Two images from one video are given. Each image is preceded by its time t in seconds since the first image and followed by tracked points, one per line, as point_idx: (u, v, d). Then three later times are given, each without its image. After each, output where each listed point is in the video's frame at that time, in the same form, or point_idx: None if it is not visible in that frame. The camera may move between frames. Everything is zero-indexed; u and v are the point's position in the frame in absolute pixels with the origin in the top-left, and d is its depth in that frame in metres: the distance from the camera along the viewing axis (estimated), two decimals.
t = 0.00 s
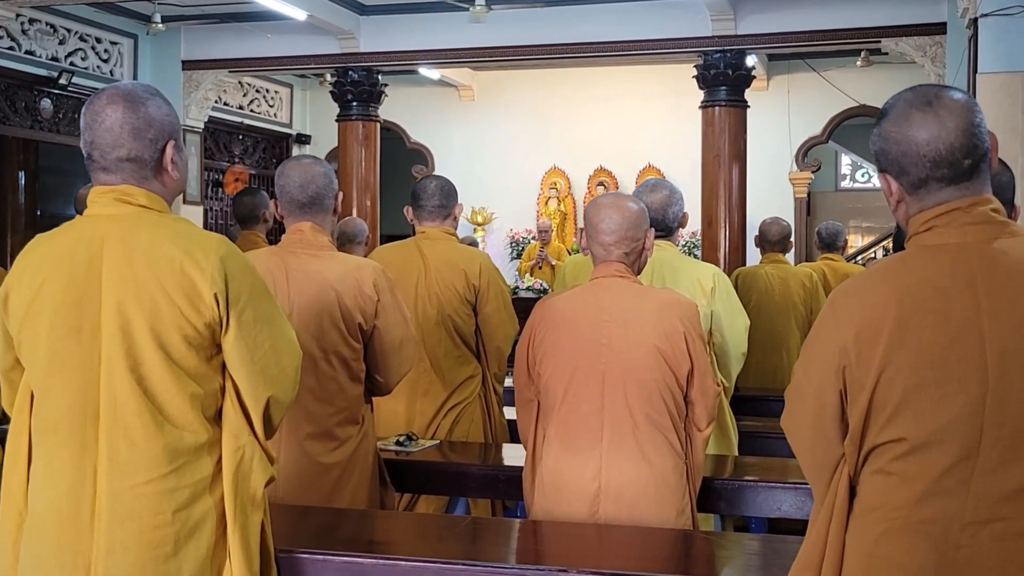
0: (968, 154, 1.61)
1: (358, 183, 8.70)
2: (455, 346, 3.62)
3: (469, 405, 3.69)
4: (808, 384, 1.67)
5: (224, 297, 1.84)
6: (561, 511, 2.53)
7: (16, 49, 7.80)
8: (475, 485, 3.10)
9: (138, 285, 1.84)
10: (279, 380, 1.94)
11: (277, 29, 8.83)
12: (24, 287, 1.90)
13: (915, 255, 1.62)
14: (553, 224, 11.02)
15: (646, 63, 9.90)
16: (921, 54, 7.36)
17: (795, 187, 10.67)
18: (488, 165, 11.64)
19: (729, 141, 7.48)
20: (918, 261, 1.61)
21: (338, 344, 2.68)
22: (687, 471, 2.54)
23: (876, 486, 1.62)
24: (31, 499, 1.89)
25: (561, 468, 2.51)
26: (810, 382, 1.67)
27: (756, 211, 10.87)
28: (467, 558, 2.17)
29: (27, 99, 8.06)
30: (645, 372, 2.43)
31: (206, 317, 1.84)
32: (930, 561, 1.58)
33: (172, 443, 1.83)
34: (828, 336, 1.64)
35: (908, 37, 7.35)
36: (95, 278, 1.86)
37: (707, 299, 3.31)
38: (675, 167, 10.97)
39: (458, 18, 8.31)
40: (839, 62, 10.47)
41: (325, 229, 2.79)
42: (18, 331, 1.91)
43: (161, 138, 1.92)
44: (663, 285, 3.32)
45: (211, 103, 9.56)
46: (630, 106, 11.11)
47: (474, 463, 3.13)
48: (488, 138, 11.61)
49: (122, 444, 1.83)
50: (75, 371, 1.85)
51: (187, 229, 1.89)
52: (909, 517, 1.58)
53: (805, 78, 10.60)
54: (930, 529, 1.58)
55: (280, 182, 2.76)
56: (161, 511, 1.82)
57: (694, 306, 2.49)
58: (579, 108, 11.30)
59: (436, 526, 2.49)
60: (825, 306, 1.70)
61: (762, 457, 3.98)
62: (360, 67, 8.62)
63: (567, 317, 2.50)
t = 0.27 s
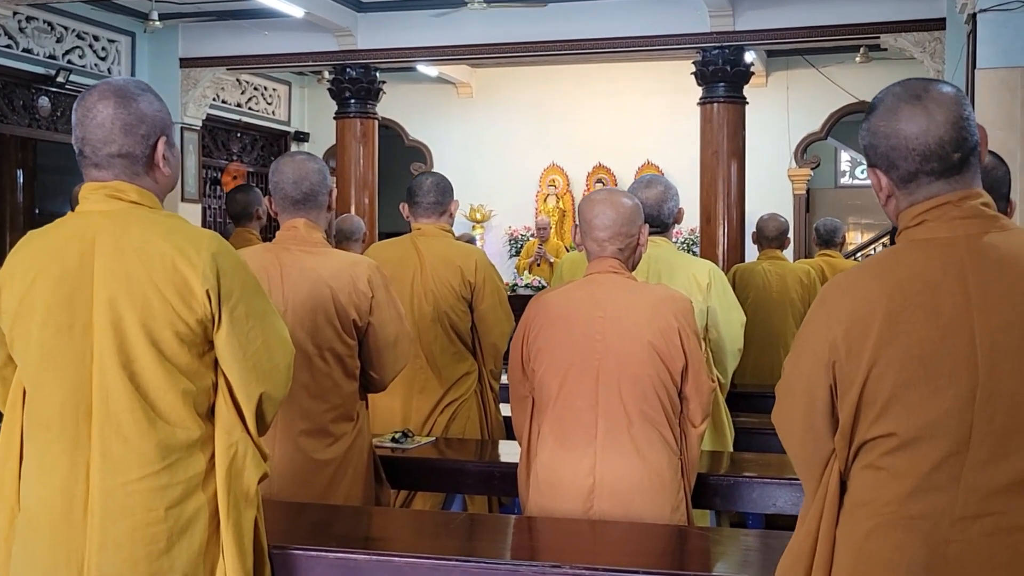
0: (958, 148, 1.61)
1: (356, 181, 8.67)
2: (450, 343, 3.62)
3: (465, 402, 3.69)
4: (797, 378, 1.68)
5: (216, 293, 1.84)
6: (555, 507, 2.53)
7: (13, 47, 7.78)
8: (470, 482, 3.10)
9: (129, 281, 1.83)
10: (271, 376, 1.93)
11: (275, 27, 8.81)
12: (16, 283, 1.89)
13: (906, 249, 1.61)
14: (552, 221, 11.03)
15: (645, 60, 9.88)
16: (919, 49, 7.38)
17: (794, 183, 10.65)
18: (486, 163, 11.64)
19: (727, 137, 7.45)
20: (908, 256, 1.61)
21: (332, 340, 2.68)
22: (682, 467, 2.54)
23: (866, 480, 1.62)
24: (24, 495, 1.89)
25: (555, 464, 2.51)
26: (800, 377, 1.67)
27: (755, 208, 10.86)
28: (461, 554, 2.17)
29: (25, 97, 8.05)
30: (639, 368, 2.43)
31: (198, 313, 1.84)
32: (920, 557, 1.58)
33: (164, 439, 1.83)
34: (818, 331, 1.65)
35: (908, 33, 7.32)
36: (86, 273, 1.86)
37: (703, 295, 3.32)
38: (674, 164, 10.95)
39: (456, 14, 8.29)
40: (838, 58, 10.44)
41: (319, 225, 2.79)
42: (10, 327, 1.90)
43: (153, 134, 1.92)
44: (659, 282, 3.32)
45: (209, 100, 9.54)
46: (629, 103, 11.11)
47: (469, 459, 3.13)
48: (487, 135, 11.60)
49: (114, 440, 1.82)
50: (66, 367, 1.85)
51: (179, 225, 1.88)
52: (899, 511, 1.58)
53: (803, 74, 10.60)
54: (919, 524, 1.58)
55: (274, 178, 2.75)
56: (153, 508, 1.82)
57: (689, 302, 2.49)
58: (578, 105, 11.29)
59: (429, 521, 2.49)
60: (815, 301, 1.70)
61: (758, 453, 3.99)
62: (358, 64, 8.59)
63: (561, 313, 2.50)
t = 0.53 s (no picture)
0: (953, 145, 1.60)
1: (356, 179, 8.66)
2: (449, 341, 3.62)
3: (464, 400, 3.69)
4: (793, 376, 1.68)
5: (211, 292, 1.84)
6: (552, 504, 2.53)
7: (14, 45, 7.78)
8: (468, 480, 3.10)
9: (124, 280, 1.83)
10: (267, 374, 1.93)
11: (275, 25, 8.79)
12: (11, 281, 1.89)
13: (902, 247, 1.61)
14: (552, 219, 11.02)
15: (645, 57, 9.87)
16: (920, 47, 7.36)
17: (795, 181, 10.63)
18: (487, 160, 11.64)
19: (728, 134, 7.43)
20: (904, 252, 1.60)
21: (330, 339, 2.67)
22: (679, 465, 2.53)
23: (861, 478, 1.62)
24: (20, 494, 1.89)
25: (553, 462, 2.51)
26: (796, 375, 1.67)
27: (756, 205, 10.85)
28: (458, 552, 2.17)
29: (25, 96, 8.06)
30: (636, 366, 2.42)
31: (193, 311, 1.84)
32: (915, 554, 1.57)
33: (159, 437, 1.83)
34: (813, 329, 1.64)
35: (908, 30, 7.31)
36: (81, 272, 1.85)
37: (702, 293, 3.33)
38: (675, 161, 10.94)
39: (456, 12, 8.29)
40: (839, 55, 10.43)
41: (317, 223, 2.79)
42: (5, 325, 1.90)
43: (149, 132, 1.91)
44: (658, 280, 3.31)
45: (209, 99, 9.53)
46: (630, 100, 11.09)
47: (467, 457, 3.12)
48: (488, 133, 11.60)
49: (109, 439, 1.82)
50: (61, 366, 1.85)
51: (174, 223, 1.88)
52: (894, 509, 1.58)
53: (804, 72, 10.59)
54: (915, 522, 1.57)
55: (271, 176, 2.75)
56: (149, 506, 1.81)
57: (686, 300, 2.48)
58: (578, 103, 11.27)
59: (426, 519, 2.49)
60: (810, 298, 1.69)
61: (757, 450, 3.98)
62: (358, 62, 8.58)
63: (558, 311, 2.49)
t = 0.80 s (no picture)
0: (948, 141, 1.60)
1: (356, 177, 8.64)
2: (447, 338, 3.61)
3: (462, 397, 3.69)
4: (787, 373, 1.68)
5: (207, 290, 1.83)
6: (549, 502, 2.53)
7: (12, 43, 7.78)
8: (465, 478, 3.10)
9: (119, 278, 1.83)
10: (263, 372, 1.93)
11: (274, 23, 8.78)
12: (6, 278, 1.89)
13: (897, 244, 1.61)
14: (552, 217, 11.02)
15: (644, 54, 9.86)
16: (919, 44, 7.25)
17: (794, 178, 10.62)
18: (486, 158, 11.63)
19: (727, 131, 7.41)
20: (898, 250, 1.60)
21: (327, 336, 2.67)
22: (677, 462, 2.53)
23: (855, 475, 1.62)
24: (15, 492, 1.88)
25: (549, 459, 2.51)
26: (790, 372, 1.67)
27: (755, 202, 10.84)
28: (454, 550, 2.17)
29: (23, 94, 8.06)
30: (633, 363, 2.42)
31: (189, 310, 1.84)
32: (909, 552, 1.57)
33: (155, 435, 1.83)
34: (807, 327, 1.64)
35: (907, 27, 7.29)
36: (76, 269, 1.85)
37: (700, 290, 3.32)
38: (675, 159, 10.94)
39: (455, 10, 8.28)
40: (838, 53, 10.43)
41: (314, 221, 2.79)
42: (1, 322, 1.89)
43: (143, 130, 1.91)
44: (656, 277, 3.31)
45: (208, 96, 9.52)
46: (630, 98, 11.09)
47: (465, 455, 3.12)
48: (488, 131, 11.59)
49: (105, 437, 1.82)
50: (57, 363, 1.84)
51: (170, 220, 1.88)
52: (888, 507, 1.58)
53: (803, 69, 10.58)
54: (909, 519, 1.57)
55: (268, 174, 2.75)
56: (144, 504, 1.81)
57: (683, 297, 2.48)
58: (578, 100, 11.27)
59: (422, 516, 2.49)
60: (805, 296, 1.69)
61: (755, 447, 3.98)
62: (357, 60, 8.56)
63: (555, 308, 2.49)
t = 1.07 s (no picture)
0: (941, 139, 1.60)
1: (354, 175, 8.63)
2: (444, 336, 3.61)
3: (459, 395, 3.69)
4: (781, 370, 1.68)
5: (202, 288, 1.84)
6: (545, 499, 2.53)
7: (10, 42, 7.77)
8: (462, 476, 3.10)
9: (114, 276, 1.83)
10: (258, 370, 1.93)
11: (273, 22, 8.77)
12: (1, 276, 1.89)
13: (891, 240, 1.61)
14: (550, 215, 11.02)
15: (643, 52, 9.86)
16: (918, 42, 7.25)
17: (792, 176, 10.61)
18: (484, 156, 11.63)
19: (726, 130, 7.40)
20: (892, 247, 1.60)
21: (323, 334, 2.67)
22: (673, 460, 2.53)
23: (848, 472, 1.62)
24: (11, 491, 1.88)
25: (545, 457, 2.51)
26: (784, 369, 1.67)
27: (753, 200, 10.84)
28: (449, 548, 2.17)
29: (21, 92, 8.06)
30: (629, 361, 2.42)
31: (184, 308, 1.84)
32: (902, 548, 1.57)
33: (150, 433, 1.83)
34: (800, 324, 1.64)
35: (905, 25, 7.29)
36: (71, 267, 1.85)
37: (697, 287, 3.32)
38: (674, 157, 10.93)
39: (453, 9, 8.27)
40: (836, 51, 10.44)
41: (310, 219, 2.78)
42: None
43: (139, 128, 1.91)
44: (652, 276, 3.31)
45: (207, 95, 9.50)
46: (628, 96, 11.08)
47: (462, 453, 3.12)
48: (487, 130, 11.59)
49: (100, 435, 1.82)
50: (52, 361, 1.84)
51: (165, 218, 1.88)
52: (881, 504, 1.58)
53: (802, 67, 10.58)
54: (902, 516, 1.57)
55: (264, 172, 2.75)
56: (139, 502, 1.81)
57: (679, 294, 2.48)
58: (576, 98, 11.26)
59: (417, 514, 2.49)
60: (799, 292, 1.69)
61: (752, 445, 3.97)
62: (355, 58, 8.55)
63: (551, 306, 2.49)
